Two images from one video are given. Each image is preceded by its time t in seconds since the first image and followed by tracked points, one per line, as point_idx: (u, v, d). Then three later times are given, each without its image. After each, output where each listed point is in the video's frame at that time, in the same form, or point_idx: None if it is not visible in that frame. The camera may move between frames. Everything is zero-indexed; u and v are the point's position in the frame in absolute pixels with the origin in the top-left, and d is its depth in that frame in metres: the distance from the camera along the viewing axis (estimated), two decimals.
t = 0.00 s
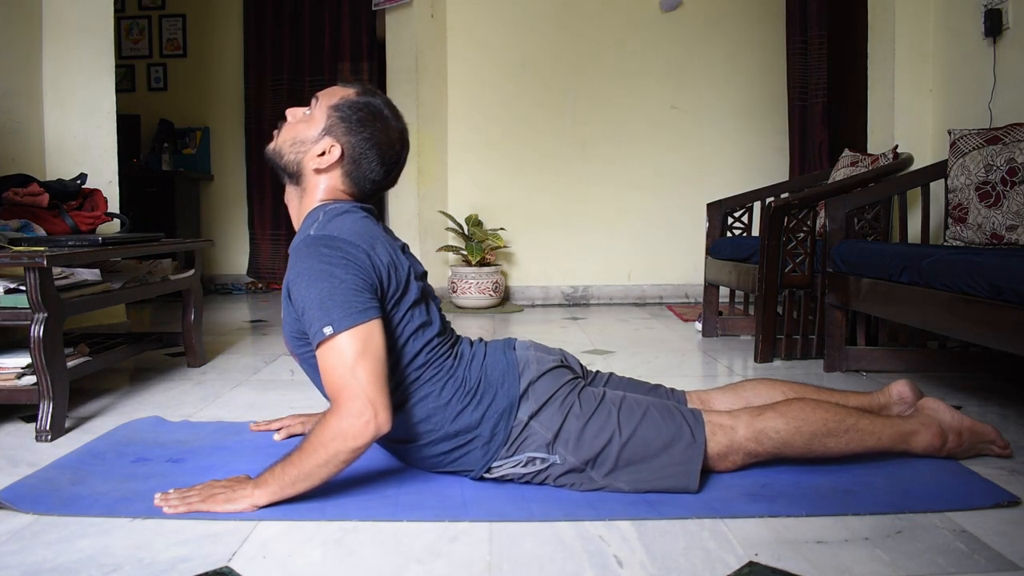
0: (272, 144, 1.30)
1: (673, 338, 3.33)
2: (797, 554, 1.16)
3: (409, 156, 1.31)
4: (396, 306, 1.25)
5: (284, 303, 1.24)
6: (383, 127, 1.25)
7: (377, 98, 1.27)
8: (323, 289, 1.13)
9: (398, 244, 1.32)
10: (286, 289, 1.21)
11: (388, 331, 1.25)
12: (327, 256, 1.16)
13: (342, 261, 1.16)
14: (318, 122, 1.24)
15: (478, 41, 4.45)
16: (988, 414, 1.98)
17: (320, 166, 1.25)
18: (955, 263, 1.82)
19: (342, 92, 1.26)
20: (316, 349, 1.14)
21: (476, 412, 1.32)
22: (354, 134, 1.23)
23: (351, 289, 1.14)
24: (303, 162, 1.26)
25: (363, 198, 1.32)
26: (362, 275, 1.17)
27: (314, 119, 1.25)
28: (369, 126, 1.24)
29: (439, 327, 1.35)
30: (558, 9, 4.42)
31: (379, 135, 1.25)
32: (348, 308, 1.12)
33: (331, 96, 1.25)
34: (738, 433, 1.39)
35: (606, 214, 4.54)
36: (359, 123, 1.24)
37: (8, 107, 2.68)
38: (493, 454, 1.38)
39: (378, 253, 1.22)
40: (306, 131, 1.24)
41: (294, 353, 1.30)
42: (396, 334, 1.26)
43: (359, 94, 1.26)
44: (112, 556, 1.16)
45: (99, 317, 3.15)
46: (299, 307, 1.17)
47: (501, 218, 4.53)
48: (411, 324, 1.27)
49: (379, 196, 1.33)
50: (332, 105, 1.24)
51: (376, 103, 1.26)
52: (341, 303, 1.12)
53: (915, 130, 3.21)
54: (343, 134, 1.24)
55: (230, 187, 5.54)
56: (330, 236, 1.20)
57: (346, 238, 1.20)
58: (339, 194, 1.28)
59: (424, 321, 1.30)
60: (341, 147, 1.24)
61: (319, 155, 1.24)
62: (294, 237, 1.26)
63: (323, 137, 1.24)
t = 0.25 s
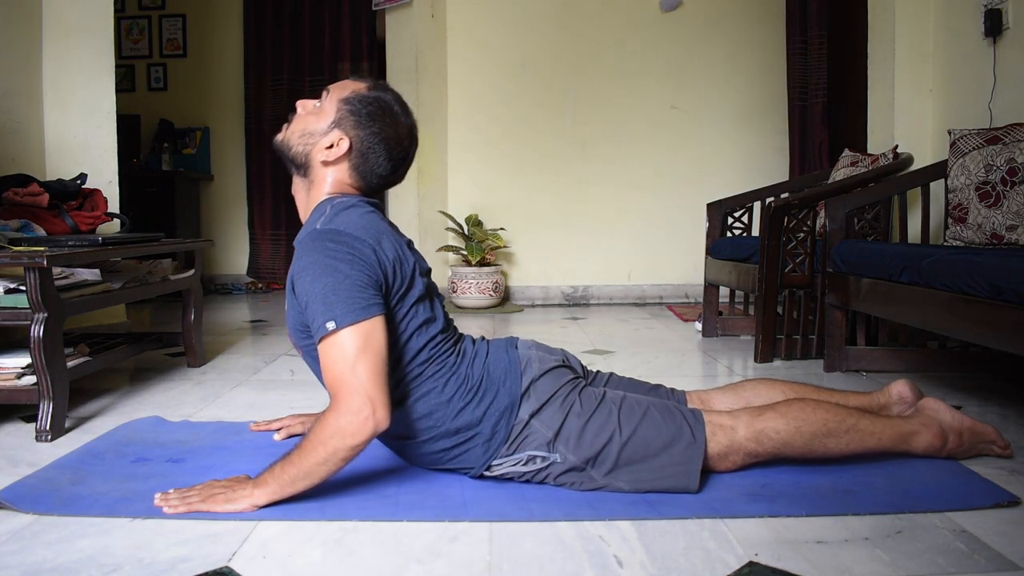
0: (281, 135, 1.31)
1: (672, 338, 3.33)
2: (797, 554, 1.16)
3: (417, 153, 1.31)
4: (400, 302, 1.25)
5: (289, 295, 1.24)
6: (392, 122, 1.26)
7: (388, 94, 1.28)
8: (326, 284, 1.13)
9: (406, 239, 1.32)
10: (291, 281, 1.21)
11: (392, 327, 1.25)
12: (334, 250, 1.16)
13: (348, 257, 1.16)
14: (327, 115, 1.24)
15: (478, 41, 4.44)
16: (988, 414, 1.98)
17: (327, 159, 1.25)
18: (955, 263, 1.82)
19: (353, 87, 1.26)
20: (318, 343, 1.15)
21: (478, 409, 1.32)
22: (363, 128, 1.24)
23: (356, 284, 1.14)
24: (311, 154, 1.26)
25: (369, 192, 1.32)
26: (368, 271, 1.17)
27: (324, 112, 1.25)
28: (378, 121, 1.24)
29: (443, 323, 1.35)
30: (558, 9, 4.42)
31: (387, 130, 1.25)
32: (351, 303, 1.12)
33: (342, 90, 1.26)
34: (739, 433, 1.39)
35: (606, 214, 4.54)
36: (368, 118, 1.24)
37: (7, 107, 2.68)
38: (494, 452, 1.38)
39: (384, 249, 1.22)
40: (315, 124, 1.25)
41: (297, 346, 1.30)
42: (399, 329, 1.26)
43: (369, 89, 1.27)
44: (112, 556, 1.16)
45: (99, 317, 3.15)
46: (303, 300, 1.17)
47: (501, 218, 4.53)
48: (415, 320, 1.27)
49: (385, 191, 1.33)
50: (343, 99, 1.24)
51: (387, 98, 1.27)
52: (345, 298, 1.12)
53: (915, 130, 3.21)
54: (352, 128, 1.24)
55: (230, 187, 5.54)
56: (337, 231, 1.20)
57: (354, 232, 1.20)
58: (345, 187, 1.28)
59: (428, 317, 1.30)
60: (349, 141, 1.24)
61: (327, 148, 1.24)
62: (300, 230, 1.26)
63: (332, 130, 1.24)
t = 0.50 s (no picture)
0: (294, 124, 1.30)
1: (672, 338, 3.33)
2: (797, 554, 1.16)
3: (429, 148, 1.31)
4: (406, 298, 1.25)
5: (295, 285, 1.24)
6: (407, 116, 1.25)
7: (404, 88, 1.27)
8: (334, 277, 1.13)
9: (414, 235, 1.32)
10: (298, 271, 1.21)
11: (397, 322, 1.26)
12: (344, 244, 1.16)
13: (357, 251, 1.16)
14: (342, 107, 1.24)
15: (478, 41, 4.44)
16: (988, 414, 1.98)
17: (341, 151, 1.25)
18: (955, 263, 1.82)
19: (368, 79, 1.26)
20: (321, 336, 1.15)
21: (480, 407, 1.32)
22: (378, 121, 1.23)
23: (363, 280, 1.14)
24: (324, 146, 1.26)
25: (381, 185, 1.32)
26: (376, 267, 1.17)
27: (339, 103, 1.24)
28: (393, 114, 1.24)
29: (449, 320, 1.35)
30: (558, 9, 4.42)
31: (402, 124, 1.25)
32: (357, 299, 1.12)
33: (358, 82, 1.25)
34: (740, 434, 1.39)
35: (606, 214, 4.54)
36: (384, 111, 1.24)
37: (7, 107, 2.68)
38: (494, 450, 1.38)
39: (393, 245, 1.22)
40: (329, 115, 1.24)
41: (301, 336, 1.30)
42: (405, 325, 1.26)
43: (385, 82, 1.26)
44: (112, 556, 1.16)
45: (99, 317, 3.15)
46: (308, 292, 1.17)
47: (501, 217, 4.53)
48: (420, 317, 1.28)
49: (396, 184, 1.33)
50: (358, 91, 1.24)
51: (402, 91, 1.26)
52: (351, 293, 1.12)
53: (915, 130, 3.21)
54: (366, 120, 1.24)
55: (230, 187, 5.55)
56: (348, 225, 1.20)
57: (365, 227, 1.20)
58: (358, 179, 1.28)
59: (434, 314, 1.31)
60: (363, 133, 1.24)
61: (341, 139, 1.24)
62: (310, 221, 1.26)
63: (346, 122, 1.24)
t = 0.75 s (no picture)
0: (306, 116, 1.30)
1: (672, 338, 3.33)
2: (797, 554, 1.16)
3: (440, 145, 1.32)
4: (411, 294, 1.26)
5: (300, 275, 1.24)
6: (419, 113, 1.26)
7: (417, 85, 1.28)
8: (341, 270, 1.14)
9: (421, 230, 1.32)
10: (304, 261, 1.22)
11: (402, 317, 1.26)
12: (352, 237, 1.17)
13: (365, 245, 1.16)
14: (355, 101, 1.25)
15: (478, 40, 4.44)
16: (988, 414, 1.98)
17: (353, 145, 1.25)
18: (955, 263, 1.82)
19: (383, 74, 1.27)
20: (323, 328, 1.15)
21: (482, 404, 1.33)
22: (391, 117, 1.24)
23: (369, 274, 1.14)
24: (336, 139, 1.26)
25: (390, 181, 1.32)
26: (383, 262, 1.17)
27: (353, 97, 1.25)
28: (406, 111, 1.25)
29: (453, 317, 1.36)
30: (558, 8, 4.42)
31: (414, 121, 1.26)
32: (362, 293, 1.12)
33: (372, 77, 1.26)
34: (740, 434, 1.39)
35: (606, 214, 4.54)
36: (397, 107, 1.24)
37: (7, 107, 2.68)
38: (495, 448, 1.37)
39: (401, 241, 1.22)
40: (342, 109, 1.25)
41: (304, 327, 1.30)
42: (409, 320, 1.27)
43: (399, 78, 1.27)
44: (112, 556, 1.16)
45: (99, 317, 3.15)
46: (314, 284, 1.17)
47: (501, 217, 4.53)
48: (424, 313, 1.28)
49: (405, 180, 1.34)
50: (373, 86, 1.25)
51: (415, 88, 1.27)
52: (357, 288, 1.12)
53: (915, 129, 3.21)
54: (379, 116, 1.24)
55: (230, 187, 5.55)
56: (357, 218, 1.20)
57: (374, 220, 1.20)
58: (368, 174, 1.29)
59: (438, 310, 1.31)
60: (376, 128, 1.25)
61: (354, 133, 1.25)
62: (319, 212, 1.26)
63: (359, 117, 1.24)
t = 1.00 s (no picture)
0: (318, 109, 1.30)
1: (672, 338, 3.33)
2: (797, 554, 1.16)
3: (450, 144, 1.33)
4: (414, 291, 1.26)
5: (306, 267, 1.24)
6: (432, 112, 1.27)
7: (431, 83, 1.29)
8: (346, 263, 1.14)
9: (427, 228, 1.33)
10: (311, 253, 1.22)
11: (406, 312, 1.27)
12: (360, 231, 1.17)
13: (372, 241, 1.17)
14: (369, 96, 1.25)
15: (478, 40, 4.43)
16: (988, 414, 1.98)
17: (365, 140, 1.26)
18: (955, 263, 1.82)
19: (397, 71, 1.27)
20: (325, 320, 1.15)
21: (484, 401, 1.33)
22: (404, 114, 1.25)
23: (374, 269, 1.14)
24: (348, 133, 1.26)
25: (398, 177, 1.33)
26: (389, 258, 1.17)
27: (367, 92, 1.25)
28: (420, 108, 1.26)
29: (456, 314, 1.36)
30: (558, 8, 4.42)
31: (427, 120, 1.27)
32: (367, 288, 1.12)
33: (387, 72, 1.26)
34: (740, 435, 1.39)
35: (606, 214, 4.54)
36: (410, 104, 1.25)
37: (7, 107, 2.68)
38: (496, 446, 1.38)
39: (407, 238, 1.23)
40: (356, 103, 1.25)
41: (307, 319, 1.30)
42: (414, 315, 1.28)
43: (414, 75, 1.28)
44: (112, 556, 1.16)
45: (99, 317, 3.15)
46: (319, 276, 1.17)
47: (501, 217, 4.53)
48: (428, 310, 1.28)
49: (415, 177, 1.35)
50: (387, 81, 1.25)
51: (429, 86, 1.28)
52: (362, 282, 1.13)
53: (915, 130, 3.21)
54: (393, 112, 1.25)
55: (230, 187, 5.55)
56: (366, 213, 1.20)
57: (383, 215, 1.21)
58: (379, 170, 1.29)
59: (441, 308, 1.31)
60: (388, 124, 1.25)
61: (366, 128, 1.25)
62: (328, 205, 1.27)
63: (372, 112, 1.25)
